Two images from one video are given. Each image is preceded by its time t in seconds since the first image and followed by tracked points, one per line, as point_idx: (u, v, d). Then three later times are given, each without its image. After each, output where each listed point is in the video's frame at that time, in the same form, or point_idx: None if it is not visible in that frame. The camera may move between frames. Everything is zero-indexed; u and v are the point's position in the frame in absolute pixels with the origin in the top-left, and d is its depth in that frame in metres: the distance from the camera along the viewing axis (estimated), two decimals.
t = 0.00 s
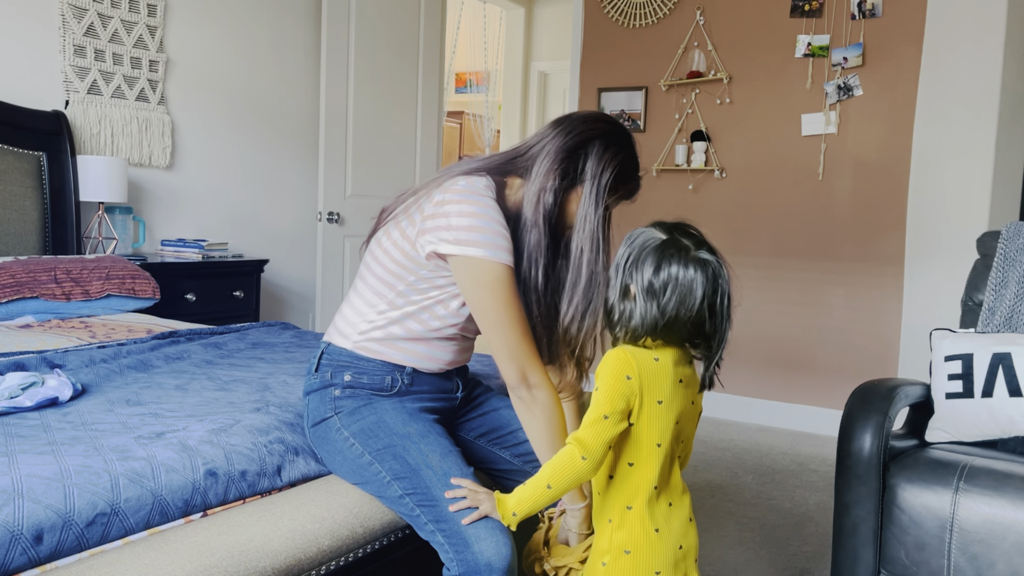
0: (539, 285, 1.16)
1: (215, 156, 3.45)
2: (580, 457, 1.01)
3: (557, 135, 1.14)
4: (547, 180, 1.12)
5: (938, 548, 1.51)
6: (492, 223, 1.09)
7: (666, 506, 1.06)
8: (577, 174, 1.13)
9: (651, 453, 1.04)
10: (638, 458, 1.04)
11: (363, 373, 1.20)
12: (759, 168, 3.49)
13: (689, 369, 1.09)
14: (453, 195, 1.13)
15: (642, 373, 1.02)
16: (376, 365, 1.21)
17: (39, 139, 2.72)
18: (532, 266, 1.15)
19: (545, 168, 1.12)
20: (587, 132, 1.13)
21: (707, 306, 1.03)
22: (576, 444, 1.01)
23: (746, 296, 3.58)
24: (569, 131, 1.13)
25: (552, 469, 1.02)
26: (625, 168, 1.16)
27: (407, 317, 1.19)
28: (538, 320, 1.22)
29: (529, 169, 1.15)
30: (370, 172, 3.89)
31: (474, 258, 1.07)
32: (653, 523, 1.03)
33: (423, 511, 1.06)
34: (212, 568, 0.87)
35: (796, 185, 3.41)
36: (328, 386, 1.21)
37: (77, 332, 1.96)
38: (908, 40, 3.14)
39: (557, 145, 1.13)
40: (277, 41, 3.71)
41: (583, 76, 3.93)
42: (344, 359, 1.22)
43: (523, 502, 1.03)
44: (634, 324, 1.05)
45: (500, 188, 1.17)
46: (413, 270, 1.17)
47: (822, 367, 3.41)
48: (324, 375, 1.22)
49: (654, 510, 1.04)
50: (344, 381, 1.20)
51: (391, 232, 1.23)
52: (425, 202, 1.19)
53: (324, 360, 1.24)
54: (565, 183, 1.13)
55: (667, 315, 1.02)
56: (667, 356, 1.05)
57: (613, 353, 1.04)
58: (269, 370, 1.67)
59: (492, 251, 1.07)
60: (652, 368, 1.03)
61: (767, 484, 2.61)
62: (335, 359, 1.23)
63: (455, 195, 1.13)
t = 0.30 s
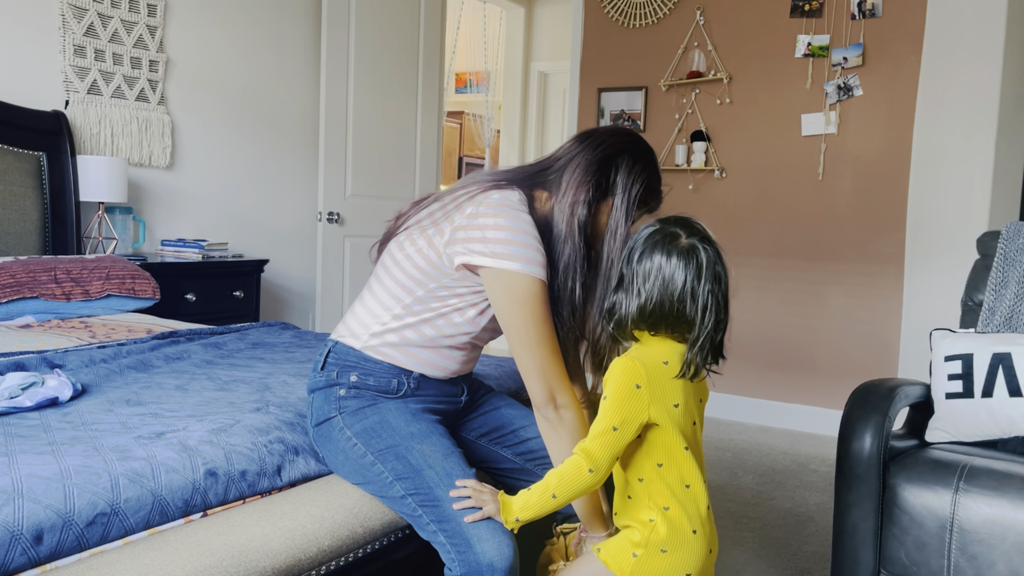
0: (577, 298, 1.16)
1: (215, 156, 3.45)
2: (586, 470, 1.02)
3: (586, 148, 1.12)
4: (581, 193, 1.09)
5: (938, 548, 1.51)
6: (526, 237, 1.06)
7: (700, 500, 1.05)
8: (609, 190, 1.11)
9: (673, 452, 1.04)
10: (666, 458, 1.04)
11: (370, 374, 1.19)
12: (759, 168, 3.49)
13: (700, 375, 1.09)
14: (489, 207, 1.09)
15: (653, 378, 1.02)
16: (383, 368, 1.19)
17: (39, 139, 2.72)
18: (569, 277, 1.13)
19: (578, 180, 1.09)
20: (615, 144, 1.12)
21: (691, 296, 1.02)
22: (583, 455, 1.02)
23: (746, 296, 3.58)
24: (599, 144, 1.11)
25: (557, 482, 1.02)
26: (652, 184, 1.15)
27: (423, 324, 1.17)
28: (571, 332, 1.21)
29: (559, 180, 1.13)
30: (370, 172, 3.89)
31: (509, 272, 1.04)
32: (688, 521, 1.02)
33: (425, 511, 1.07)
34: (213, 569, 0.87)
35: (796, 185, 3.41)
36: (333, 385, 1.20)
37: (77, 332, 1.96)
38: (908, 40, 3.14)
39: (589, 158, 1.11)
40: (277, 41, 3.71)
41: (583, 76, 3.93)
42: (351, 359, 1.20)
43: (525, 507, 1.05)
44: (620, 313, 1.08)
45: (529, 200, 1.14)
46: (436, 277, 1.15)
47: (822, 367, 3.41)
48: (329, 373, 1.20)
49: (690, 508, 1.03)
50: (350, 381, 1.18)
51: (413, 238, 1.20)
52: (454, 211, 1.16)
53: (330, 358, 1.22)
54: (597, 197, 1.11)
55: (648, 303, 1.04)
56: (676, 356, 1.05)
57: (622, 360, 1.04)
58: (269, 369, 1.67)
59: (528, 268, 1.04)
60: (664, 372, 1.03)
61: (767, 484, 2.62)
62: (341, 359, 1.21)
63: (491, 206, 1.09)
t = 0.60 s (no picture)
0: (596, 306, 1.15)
1: (215, 156, 3.45)
2: (593, 491, 0.96)
3: (599, 154, 1.10)
4: (596, 200, 1.07)
5: (938, 548, 1.51)
6: (535, 241, 1.03)
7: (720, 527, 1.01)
8: (624, 197, 1.09)
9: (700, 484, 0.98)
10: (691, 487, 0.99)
11: (372, 375, 1.18)
12: (759, 168, 3.49)
13: (742, 394, 1.02)
14: (499, 210, 1.07)
15: (689, 410, 0.95)
16: (385, 369, 1.18)
17: (39, 139, 2.72)
18: (584, 285, 1.12)
19: (591, 187, 1.07)
20: (628, 149, 1.10)
21: (730, 272, 0.96)
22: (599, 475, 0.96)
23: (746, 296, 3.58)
24: (612, 150, 1.10)
25: (561, 473, 0.98)
26: (665, 190, 1.13)
27: (430, 327, 1.15)
28: (585, 341, 1.20)
29: (571, 187, 1.10)
30: (370, 172, 3.89)
31: (517, 275, 1.01)
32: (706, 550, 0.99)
33: (429, 511, 1.07)
34: (213, 568, 0.87)
35: (796, 185, 3.41)
36: (335, 385, 1.19)
37: (77, 332, 1.96)
38: (908, 40, 3.15)
39: (603, 164, 1.09)
40: (277, 41, 3.71)
41: (583, 75, 3.92)
42: (354, 359, 1.19)
43: (520, 462, 1.01)
44: (667, 328, 0.97)
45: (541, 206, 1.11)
46: (444, 280, 1.13)
47: (822, 367, 3.41)
48: (331, 373, 1.20)
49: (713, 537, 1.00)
50: (352, 382, 1.18)
51: (423, 240, 1.18)
52: (465, 215, 1.14)
53: (334, 358, 1.21)
54: (612, 204, 1.09)
55: (694, 299, 0.96)
56: (720, 388, 0.97)
57: (660, 388, 0.96)
58: (269, 369, 1.66)
59: (537, 271, 1.01)
60: (704, 404, 0.96)
61: (767, 484, 2.62)
62: (344, 359, 1.20)
63: (501, 209, 1.07)
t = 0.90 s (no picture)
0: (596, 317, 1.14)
1: (215, 156, 3.45)
2: (579, 477, 0.98)
3: (603, 161, 1.09)
4: (598, 209, 1.06)
5: (938, 547, 1.52)
6: (534, 250, 1.03)
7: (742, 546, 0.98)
8: (627, 205, 1.08)
9: (706, 493, 0.97)
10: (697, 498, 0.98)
11: (373, 376, 1.18)
12: (759, 168, 3.49)
13: (756, 397, 0.99)
14: (500, 217, 1.07)
15: (687, 415, 0.95)
16: (386, 371, 1.18)
17: (39, 139, 2.72)
18: (585, 297, 1.11)
19: (594, 196, 1.06)
20: (632, 156, 1.09)
21: (720, 275, 0.95)
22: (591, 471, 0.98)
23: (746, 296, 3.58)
24: (616, 157, 1.08)
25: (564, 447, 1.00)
26: (672, 196, 1.12)
27: (430, 332, 1.15)
28: (589, 353, 1.19)
29: (574, 196, 1.10)
30: (369, 172, 3.89)
31: (515, 285, 1.01)
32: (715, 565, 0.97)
33: (431, 511, 1.08)
34: (213, 568, 0.87)
35: (796, 184, 3.41)
36: (335, 385, 1.20)
37: (77, 332, 1.96)
38: (908, 40, 3.15)
39: (605, 172, 1.07)
40: (277, 41, 3.71)
41: (583, 75, 3.92)
42: (355, 360, 1.19)
43: (541, 408, 1.04)
44: (661, 342, 0.99)
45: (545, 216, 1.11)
46: (444, 285, 1.13)
47: (822, 367, 3.41)
48: (331, 373, 1.20)
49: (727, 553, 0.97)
50: (352, 383, 1.18)
51: (425, 244, 1.18)
52: (466, 220, 1.14)
53: (335, 357, 1.22)
54: (615, 212, 1.08)
55: (682, 309, 0.96)
56: (724, 394, 0.96)
57: (660, 390, 0.96)
58: (269, 370, 1.66)
59: (535, 281, 1.01)
60: (705, 410, 0.95)
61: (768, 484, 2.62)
62: (345, 359, 1.20)
63: (502, 217, 1.07)
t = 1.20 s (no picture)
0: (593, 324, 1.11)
1: (215, 156, 3.45)
2: (583, 490, 0.97)
3: (601, 166, 1.08)
4: (596, 216, 1.06)
5: (938, 547, 1.52)
6: (531, 258, 1.03)
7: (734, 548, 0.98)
8: (625, 211, 1.09)
9: (697, 495, 0.97)
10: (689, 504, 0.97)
11: (371, 377, 1.18)
12: (760, 168, 3.49)
13: (739, 393, 0.99)
14: (498, 224, 1.06)
15: (676, 412, 0.94)
16: (384, 372, 1.18)
17: (39, 139, 2.72)
18: (580, 304, 1.10)
19: (593, 201, 1.06)
20: (633, 161, 1.08)
21: (693, 275, 0.95)
22: (586, 475, 0.97)
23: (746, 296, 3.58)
24: (614, 162, 1.08)
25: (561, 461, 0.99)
26: (670, 202, 1.12)
27: (427, 335, 1.15)
28: (583, 363, 1.16)
29: (572, 201, 1.09)
30: (369, 171, 3.88)
31: (510, 294, 1.01)
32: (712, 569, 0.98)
33: (431, 511, 1.08)
34: (213, 568, 0.87)
35: (796, 184, 3.41)
36: (334, 385, 1.19)
37: (77, 332, 1.96)
38: (907, 40, 3.15)
39: (602, 177, 1.07)
40: (277, 40, 3.71)
41: (583, 75, 3.92)
42: (354, 361, 1.19)
43: (534, 428, 1.04)
44: (637, 343, 1.00)
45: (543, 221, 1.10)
46: (442, 289, 1.12)
47: (823, 367, 3.41)
48: (330, 374, 1.20)
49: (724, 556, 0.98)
50: (351, 383, 1.18)
51: (423, 247, 1.17)
52: (464, 225, 1.13)
53: (333, 358, 1.21)
54: (613, 217, 1.08)
55: (657, 310, 0.96)
56: (712, 389, 0.96)
57: (649, 385, 0.96)
58: (268, 370, 1.66)
59: (530, 291, 1.01)
60: (694, 406, 0.95)
61: (768, 484, 2.61)
62: (344, 360, 1.20)
63: (500, 223, 1.06)
